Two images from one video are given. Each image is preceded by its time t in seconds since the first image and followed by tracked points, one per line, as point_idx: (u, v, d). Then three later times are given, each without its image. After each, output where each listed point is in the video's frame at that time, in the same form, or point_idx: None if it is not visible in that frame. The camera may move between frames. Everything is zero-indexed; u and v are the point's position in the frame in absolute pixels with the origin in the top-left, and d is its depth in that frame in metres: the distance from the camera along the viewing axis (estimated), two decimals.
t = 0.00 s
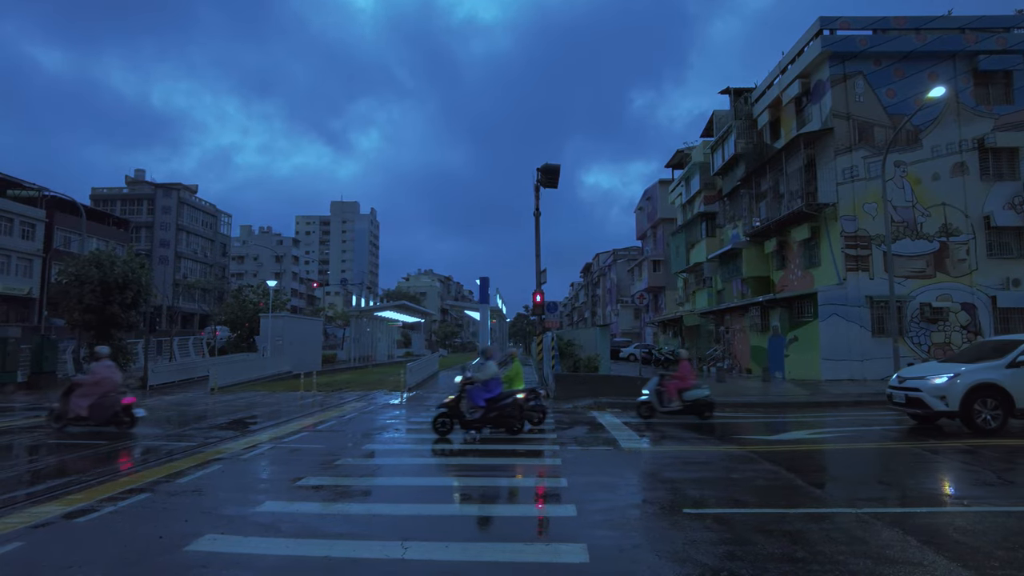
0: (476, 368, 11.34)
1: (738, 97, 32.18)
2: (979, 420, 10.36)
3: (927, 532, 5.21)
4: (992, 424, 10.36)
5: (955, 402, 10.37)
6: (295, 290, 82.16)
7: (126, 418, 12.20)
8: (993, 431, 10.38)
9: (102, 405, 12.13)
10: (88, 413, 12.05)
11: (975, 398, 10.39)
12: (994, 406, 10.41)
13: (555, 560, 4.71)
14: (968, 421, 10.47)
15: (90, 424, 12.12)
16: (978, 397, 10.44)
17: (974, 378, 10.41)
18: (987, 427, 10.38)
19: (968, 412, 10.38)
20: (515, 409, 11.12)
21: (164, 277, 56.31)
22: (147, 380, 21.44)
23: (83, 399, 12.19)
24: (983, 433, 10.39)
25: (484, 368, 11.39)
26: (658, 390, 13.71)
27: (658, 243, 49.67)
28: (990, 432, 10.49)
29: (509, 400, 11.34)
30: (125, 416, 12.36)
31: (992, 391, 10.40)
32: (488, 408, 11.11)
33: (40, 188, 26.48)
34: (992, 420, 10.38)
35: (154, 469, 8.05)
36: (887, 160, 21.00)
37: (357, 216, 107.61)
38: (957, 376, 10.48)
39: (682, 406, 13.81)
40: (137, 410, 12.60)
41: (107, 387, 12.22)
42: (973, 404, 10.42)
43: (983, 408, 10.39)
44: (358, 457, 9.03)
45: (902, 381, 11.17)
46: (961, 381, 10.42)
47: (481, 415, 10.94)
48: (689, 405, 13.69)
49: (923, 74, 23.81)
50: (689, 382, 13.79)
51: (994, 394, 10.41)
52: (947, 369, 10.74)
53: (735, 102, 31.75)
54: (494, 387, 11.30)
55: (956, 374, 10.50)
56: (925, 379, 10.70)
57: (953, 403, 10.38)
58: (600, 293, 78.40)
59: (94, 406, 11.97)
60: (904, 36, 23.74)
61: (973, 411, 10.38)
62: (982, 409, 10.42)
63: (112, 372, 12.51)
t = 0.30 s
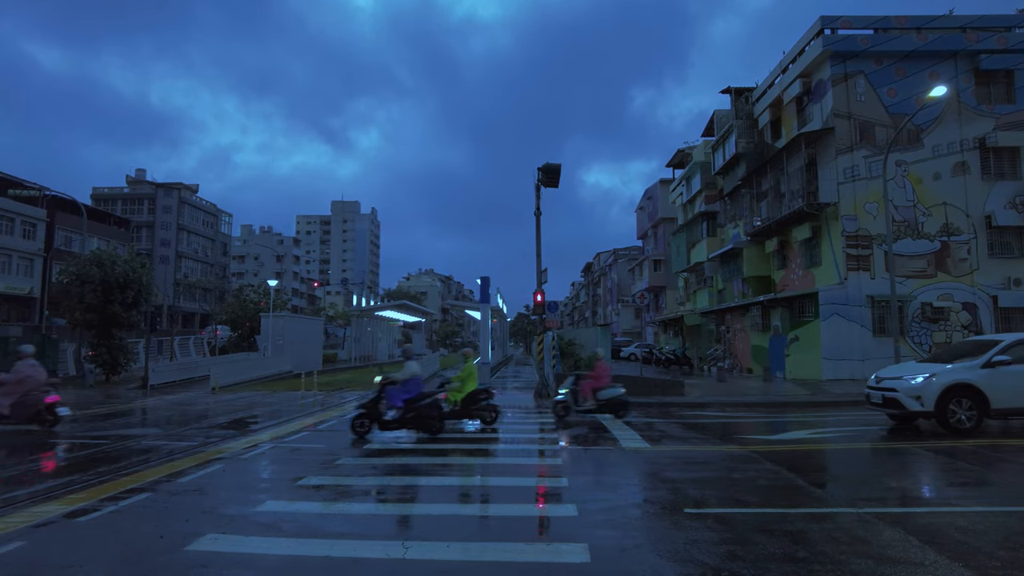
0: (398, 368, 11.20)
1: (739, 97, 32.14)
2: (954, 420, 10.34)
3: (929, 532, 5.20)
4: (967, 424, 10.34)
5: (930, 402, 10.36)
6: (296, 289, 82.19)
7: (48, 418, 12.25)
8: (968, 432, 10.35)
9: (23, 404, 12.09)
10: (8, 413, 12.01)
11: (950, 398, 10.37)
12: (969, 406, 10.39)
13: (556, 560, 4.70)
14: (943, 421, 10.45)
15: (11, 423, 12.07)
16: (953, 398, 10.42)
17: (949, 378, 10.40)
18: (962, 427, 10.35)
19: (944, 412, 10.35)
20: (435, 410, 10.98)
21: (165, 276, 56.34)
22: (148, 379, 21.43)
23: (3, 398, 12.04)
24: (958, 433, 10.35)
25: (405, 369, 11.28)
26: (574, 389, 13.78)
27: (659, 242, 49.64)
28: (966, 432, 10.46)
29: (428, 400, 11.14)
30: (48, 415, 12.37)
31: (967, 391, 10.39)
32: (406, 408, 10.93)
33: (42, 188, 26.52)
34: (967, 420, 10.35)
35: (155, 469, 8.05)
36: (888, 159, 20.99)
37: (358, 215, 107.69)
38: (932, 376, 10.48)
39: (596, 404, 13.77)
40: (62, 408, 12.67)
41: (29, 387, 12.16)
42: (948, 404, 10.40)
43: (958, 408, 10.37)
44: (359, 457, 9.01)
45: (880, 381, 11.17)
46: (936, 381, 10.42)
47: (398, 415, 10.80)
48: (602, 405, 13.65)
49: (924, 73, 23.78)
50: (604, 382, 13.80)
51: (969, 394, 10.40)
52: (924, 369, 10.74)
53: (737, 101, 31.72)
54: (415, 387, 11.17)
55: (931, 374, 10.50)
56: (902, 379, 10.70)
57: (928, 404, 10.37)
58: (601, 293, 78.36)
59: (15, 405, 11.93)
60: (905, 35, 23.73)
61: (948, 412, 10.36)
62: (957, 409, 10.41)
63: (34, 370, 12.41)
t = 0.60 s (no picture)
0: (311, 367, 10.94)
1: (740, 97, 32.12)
2: (924, 420, 10.32)
3: (930, 532, 5.21)
4: (937, 424, 10.31)
5: (901, 402, 10.37)
6: (296, 289, 82.20)
7: None
8: (938, 432, 10.32)
9: None
10: None
11: (920, 398, 10.37)
12: (940, 407, 10.35)
13: (558, 560, 4.70)
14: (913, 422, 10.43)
15: None
16: (924, 398, 10.41)
17: (919, 378, 10.42)
18: (933, 428, 10.32)
19: (914, 412, 10.35)
20: (349, 411, 10.89)
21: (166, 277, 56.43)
22: (148, 379, 21.42)
23: None
24: (929, 434, 10.32)
25: (318, 368, 11.07)
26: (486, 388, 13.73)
27: (659, 242, 49.64)
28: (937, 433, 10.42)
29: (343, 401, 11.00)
30: None
31: (937, 391, 10.38)
32: (318, 409, 10.80)
33: (44, 188, 26.56)
34: (937, 421, 10.32)
35: (155, 468, 8.05)
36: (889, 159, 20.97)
37: (358, 215, 107.75)
38: (903, 377, 10.50)
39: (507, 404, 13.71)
40: None
41: None
42: (918, 405, 10.39)
43: (928, 409, 10.34)
44: (360, 456, 9.00)
45: (853, 382, 11.19)
46: (905, 381, 10.44)
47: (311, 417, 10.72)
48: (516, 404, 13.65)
49: (925, 73, 23.76)
50: (517, 382, 13.75)
51: (940, 394, 10.38)
52: (896, 369, 10.76)
53: (738, 101, 31.68)
54: (328, 385, 10.99)
55: (902, 375, 10.52)
56: (873, 380, 10.73)
57: (898, 404, 10.38)
58: (602, 293, 78.32)
59: None
60: (906, 35, 23.73)
61: (919, 413, 10.34)
62: (927, 410, 10.39)
63: None
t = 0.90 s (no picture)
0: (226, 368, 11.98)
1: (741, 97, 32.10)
2: (888, 422, 10.33)
3: (931, 532, 5.20)
4: (901, 426, 10.33)
5: (866, 404, 10.36)
6: (297, 289, 82.20)
7: None
8: (902, 433, 10.34)
9: None
10: None
11: (885, 400, 10.38)
12: (905, 408, 10.37)
13: (558, 560, 4.71)
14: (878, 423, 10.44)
15: None
16: (888, 400, 10.42)
17: (884, 380, 10.42)
18: (897, 429, 10.33)
19: (878, 414, 10.36)
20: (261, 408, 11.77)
21: (166, 277, 56.49)
22: (149, 379, 21.42)
23: None
24: (893, 435, 10.33)
25: (230, 370, 12.00)
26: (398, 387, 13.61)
27: (660, 242, 49.61)
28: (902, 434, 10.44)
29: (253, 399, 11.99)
30: None
31: (901, 393, 10.39)
32: (230, 407, 11.67)
33: (45, 187, 26.58)
34: (901, 422, 10.34)
35: (157, 469, 8.05)
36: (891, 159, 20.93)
37: (359, 215, 107.79)
38: (869, 378, 10.50)
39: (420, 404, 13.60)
40: None
41: None
42: (883, 406, 10.41)
43: (892, 410, 10.37)
44: (361, 456, 8.99)
45: (820, 383, 11.17)
46: (871, 383, 10.44)
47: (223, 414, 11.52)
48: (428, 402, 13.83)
49: (926, 72, 23.73)
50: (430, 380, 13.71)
51: (904, 396, 10.40)
52: (862, 371, 10.76)
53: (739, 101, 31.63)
54: (241, 386, 12.12)
55: (868, 376, 10.52)
56: (839, 381, 10.72)
57: (863, 405, 10.39)
58: (602, 293, 78.30)
59: None
60: (907, 35, 23.73)
61: (883, 413, 10.34)
62: (891, 411, 10.40)
63: None
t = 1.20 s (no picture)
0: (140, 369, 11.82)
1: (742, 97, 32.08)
2: (847, 423, 10.36)
3: (932, 532, 5.19)
4: (859, 427, 10.36)
5: (825, 404, 10.43)
6: (298, 289, 82.19)
7: None
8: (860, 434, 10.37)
9: None
10: None
11: (843, 401, 10.42)
12: (863, 410, 10.40)
13: (559, 559, 4.71)
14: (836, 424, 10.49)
15: None
16: (846, 400, 10.46)
17: (843, 381, 10.45)
18: (857, 430, 10.34)
19: (838, 414, 10.40)
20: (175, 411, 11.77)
21: (167, 277, 56.53)
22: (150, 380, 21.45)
23: None
24: (850, 436, 10.37)
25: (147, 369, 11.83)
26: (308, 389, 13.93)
27: (660, 242, 49.61)
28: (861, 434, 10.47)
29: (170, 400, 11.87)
30: None
31: (860, 393, 10.41)
32: (144, 408, 11.68)
33: (46, 188, 26.55)
34: (859, 423, 10.37)
35: (158, 468, 8.06)
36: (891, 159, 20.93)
37: (360, 215, 107.80)
38: (827, 379, 10.56)
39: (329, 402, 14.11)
40: None
41: None
42: (841, 407, 10.45)
43: (850, 411, 10.41)
44: (362, 456, 9.02)
45: (782, 384, 11.29)
46: (829, 384, 10.49)
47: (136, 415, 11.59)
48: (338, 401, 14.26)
49: (927, 72, 23.71)
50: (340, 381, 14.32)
51: (863, 397, 10.42)
52: (822, 371, 10.83)
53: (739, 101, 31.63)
54: (158, 385, 11.99)
55: (827, 377, 10.58)
56: (799, 382, 10.80)
57: (821, 406, 10.46)
58: (603, 293, 78.33)
59: None
60: (908, 34, 23.72)
61: (842, 414, 10.38)
62: (850, 412, 10.44)
63: None
